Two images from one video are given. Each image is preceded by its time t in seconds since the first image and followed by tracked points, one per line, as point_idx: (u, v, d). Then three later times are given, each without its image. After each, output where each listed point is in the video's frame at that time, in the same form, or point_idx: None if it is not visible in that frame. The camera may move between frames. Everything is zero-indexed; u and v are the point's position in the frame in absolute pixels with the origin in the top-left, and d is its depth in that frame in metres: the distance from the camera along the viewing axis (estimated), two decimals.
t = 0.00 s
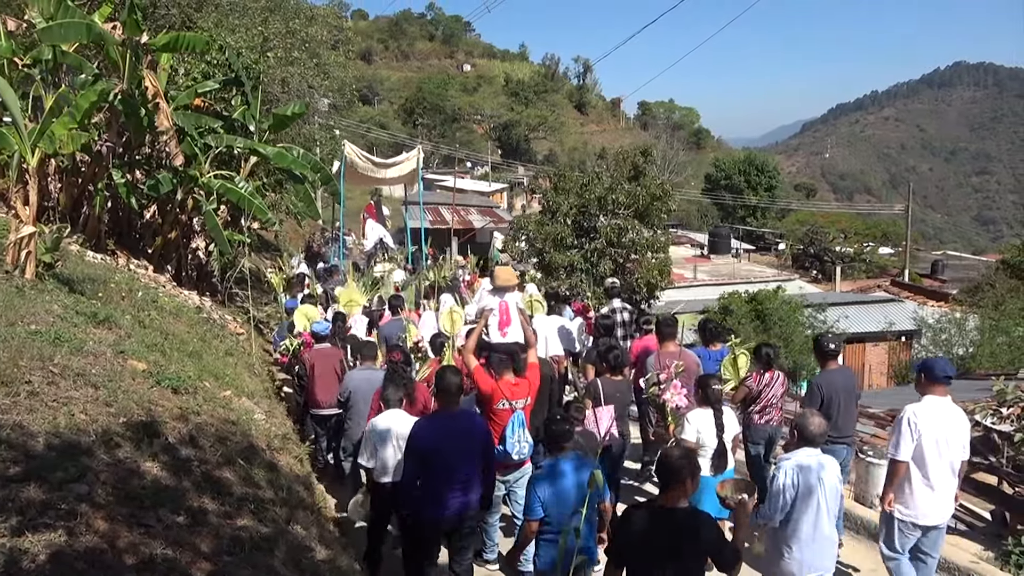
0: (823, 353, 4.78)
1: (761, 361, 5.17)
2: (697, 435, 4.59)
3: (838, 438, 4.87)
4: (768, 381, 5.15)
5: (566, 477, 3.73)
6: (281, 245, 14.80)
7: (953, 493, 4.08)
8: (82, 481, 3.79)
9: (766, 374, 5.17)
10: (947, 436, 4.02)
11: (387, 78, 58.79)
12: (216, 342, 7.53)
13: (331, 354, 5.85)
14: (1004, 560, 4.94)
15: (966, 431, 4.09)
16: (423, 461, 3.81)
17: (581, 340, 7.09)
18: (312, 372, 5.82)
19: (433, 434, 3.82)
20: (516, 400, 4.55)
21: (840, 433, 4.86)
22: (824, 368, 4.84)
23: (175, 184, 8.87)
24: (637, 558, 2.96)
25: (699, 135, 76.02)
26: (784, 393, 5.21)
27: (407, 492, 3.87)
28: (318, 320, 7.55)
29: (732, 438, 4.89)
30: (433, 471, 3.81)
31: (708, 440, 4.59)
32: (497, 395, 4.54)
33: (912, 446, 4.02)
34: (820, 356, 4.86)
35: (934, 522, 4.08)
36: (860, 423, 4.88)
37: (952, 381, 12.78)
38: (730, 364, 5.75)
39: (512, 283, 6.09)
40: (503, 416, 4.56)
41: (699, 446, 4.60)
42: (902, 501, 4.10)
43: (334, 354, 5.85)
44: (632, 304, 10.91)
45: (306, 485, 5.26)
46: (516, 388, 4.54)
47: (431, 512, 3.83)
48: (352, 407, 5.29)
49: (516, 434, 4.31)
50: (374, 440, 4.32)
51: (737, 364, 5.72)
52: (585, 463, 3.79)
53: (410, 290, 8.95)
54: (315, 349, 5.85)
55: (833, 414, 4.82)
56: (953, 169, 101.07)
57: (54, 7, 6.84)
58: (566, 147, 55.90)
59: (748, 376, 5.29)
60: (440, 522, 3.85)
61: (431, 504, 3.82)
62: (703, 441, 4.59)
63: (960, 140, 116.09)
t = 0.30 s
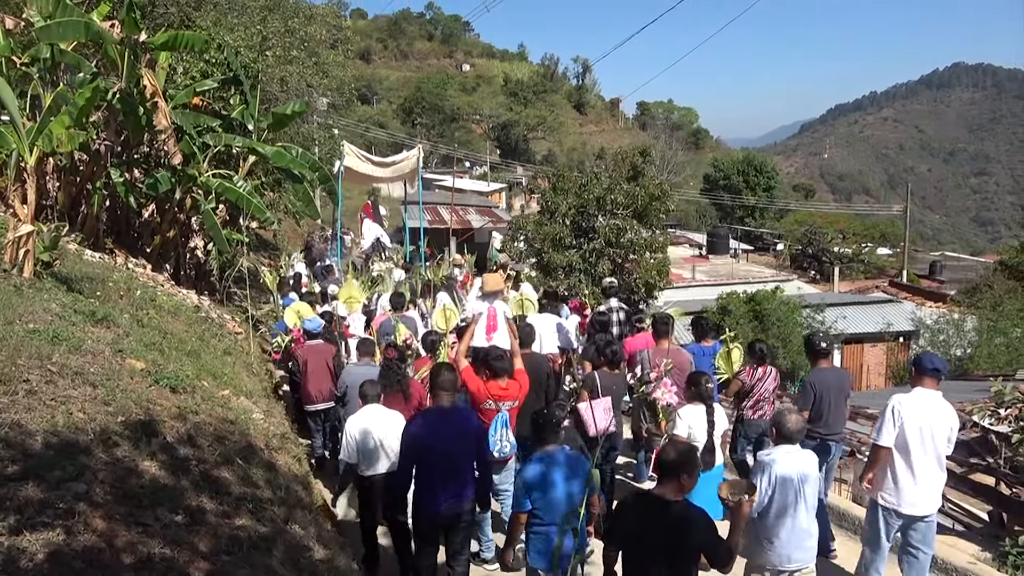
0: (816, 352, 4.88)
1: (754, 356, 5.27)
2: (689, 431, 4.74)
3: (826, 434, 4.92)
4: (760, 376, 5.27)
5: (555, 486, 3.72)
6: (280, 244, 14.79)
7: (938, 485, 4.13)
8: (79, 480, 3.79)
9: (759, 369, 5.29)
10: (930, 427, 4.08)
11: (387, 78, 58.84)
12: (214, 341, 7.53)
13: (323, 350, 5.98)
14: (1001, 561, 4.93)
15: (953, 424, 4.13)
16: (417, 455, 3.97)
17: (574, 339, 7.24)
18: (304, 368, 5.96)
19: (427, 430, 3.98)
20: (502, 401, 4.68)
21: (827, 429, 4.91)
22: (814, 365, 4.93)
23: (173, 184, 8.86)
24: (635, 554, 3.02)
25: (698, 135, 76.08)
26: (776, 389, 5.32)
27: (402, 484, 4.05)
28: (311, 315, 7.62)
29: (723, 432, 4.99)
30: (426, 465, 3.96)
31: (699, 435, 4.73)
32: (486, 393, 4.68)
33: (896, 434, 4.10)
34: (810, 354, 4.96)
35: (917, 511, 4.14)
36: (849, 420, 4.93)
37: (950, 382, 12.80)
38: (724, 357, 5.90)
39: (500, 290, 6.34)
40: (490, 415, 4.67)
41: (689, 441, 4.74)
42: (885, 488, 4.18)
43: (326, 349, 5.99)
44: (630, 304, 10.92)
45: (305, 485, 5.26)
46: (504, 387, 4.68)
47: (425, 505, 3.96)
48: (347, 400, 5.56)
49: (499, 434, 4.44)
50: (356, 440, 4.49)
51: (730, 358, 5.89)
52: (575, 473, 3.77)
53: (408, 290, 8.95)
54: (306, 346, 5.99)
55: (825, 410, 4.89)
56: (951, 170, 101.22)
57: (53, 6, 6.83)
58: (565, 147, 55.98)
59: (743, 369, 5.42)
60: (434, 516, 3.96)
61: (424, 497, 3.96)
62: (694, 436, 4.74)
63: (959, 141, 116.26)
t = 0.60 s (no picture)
0: (809, 347, 5.09)
1: (743, 356, 5.45)
2: (686, 423, 4.73)
3: (816, 430, 5.13)
4: (750, 375, 5.31)
5: (542, 502, 3.91)
6: (279, 243, 14.78)
7: (922, 481, 4.31)
8: (79, 478, 3.79)
9: (748, 368, 5.33)
10: (910, 424, 4.31)
11: (386, 77, 58.84)
12: (214, 340, 7.53)
13: (321, 346, 6.06)
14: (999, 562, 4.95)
15: (937, 423, 4.34)
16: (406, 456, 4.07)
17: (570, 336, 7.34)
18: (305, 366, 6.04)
19: (417, 431, 4.07)
20: (501, 389, 4.77)
21: (815, 425, 5.13)
22: (808, 362, 5.12)
23: (173, 183, 8.86)
24: (616, 541, 3.19)
25: (698, 136, 76.09)
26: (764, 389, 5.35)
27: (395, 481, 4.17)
28: (305, 316, 7.68)
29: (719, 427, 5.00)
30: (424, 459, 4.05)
31: (697, 428, 4.74)
32: (484, 382, 4.77)
33: (875, 432, 4.37)
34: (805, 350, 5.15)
35: (901, 507, 4.33)
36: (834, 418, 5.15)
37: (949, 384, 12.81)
38: (713, 354, 5.92)
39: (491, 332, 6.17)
40: (488, 405, 4.77)
41: (686, 433, 4.75)
42: (866, 483, 4.42)
43: (324, 346, 6.07)
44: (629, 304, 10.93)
45: (303, 484, 5.27)
46: (500, 379, 4.79)
47: (414, 503, 4.08)
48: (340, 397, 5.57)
49: (499, 422, 4.66)
50: (347, 434, 4.66)
51: (721, 356, 5.89)
52: (561, 493, 3.92)
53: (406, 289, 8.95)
54: (305, 344, 6.06)
55: (814, 405, 5.09)
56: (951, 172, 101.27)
57: (54, 4, 6.84)
58: (565, 148, 56.01)
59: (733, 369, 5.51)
60: (425, 514, 4.08)
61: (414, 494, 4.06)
62: (690, 430, 4.75)
63: (958, 143, 116.30)
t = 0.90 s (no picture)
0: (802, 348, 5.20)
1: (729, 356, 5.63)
2: (681, 419, 4.85)
3: (807, 427, 5.25)
4: (735, 376, 5.63)
5: (528, 513, 3.99)
6: (280, 241, 14.79)
7: (898, 478, 4.39)
8: (80, 476, 3.79)
9: (733, 369, 5.65)
10: (884, 422, 4.39)
11: (389, 76, 58.88)
12: (215, 338, 7.54)
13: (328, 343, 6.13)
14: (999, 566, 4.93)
15: (912, 421, 4.39)
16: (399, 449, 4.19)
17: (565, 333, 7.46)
18: (310, 361, 6.13)
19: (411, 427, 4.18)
20: (497, 376, 5.00)
21: (808, 421, 5.24)
22: (800, 361, 5.27)
23: (176, 180, 8.87)
24: (609, 546, 3.36)
25: (700, 138, 76.07)
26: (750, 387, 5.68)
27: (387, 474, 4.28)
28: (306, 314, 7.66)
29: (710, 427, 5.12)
30: (409, 465, 4.16)
31: (691, 424, 4.85)
32: (481, 371, 4.97)
33: (846, 431, 4.51)
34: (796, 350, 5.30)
35: (880, 502, 4.41)
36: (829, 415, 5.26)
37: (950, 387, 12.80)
38: (698, 356, 6.06)
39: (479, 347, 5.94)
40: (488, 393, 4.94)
41: (680, 429, 4.87)
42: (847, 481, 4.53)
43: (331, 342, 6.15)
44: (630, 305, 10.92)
45: (304, 483, 5.27)
46: (496, 368, 5.04)
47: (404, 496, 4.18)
48: (336, 393, 5.59)
49: (502, 407, 4.89)
50: (350, 430, 4.72)
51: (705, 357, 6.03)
52: (548, 510, 3.98)
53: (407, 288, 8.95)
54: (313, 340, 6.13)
55: (806, 403, 5.19)
56: (953, 176, 101.21)
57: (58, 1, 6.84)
58: (567, 148, 56.05)
59: (718, 371, 5.80)
60: (415, 507, 4.18)
61: (403, 495, 4.18)
62: (685, 425, 4.86)
63: (961, 146, 116.23)
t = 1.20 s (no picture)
0: (788, 347, 5.26)
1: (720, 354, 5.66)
2: (668, 419, 4.90)
3: (795, 427, 5.27)
4: (728, 374, 5.66)
5: (522, 517, 4.03)
6: (283, 240, 14.80)
7: (884, 469, 4.56)
8: (82, 474, 3.79)
9: (726, 367, 5.67)
10: (869, 416, 4.55)
11: (393, 75, 58.94)
12: (218, 336, 7.54)
13: (330, 339, 6.22)
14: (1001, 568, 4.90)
15: (894, 413, 4.56)
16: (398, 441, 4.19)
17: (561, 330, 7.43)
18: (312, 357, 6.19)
19: (409, 418, 4.18)
20: (486, 371, 5.09)
21: (795, 421, 5.27)
22: (786, 361, 5.32)
23: (180, 179, 8.88)
24: (607, 556, 3.44)
25: (704, 138, 76.03)
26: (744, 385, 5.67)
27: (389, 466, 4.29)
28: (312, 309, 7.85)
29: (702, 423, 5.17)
30: (407, 465, 4.16)
31: (678, 424, 4.90)
32: (470, 366, 5.07)
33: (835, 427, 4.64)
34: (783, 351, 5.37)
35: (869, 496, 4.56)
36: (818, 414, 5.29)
37: (953, 390, 12.79)
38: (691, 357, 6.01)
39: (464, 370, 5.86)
40: (477, 387, 5.05)
41: (668, 429, 4.90)
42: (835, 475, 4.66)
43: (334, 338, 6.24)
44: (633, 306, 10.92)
45: (306, 482, 5.27)
46: (484, 363, 5.12)
47: (402, 490, 4.19)
48: (339, 391, 5.59)
49: (489, 403, 5.01)
50: (355, 422, 4.82)
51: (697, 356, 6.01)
52: (543, 513, 4.05)
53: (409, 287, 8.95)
54: (315, 335, 6.22)
55: (792, 401, 5.24)
56: (958, 177, 101.04)
57: None
58: (570, 148, 56.05)
59: (713, 368, 5.85)
60: (412, 502, 4.18)
61: (402, 494, 4.20)
62: (672, 424, 4.91)
63: (966, 148, 116.01)
